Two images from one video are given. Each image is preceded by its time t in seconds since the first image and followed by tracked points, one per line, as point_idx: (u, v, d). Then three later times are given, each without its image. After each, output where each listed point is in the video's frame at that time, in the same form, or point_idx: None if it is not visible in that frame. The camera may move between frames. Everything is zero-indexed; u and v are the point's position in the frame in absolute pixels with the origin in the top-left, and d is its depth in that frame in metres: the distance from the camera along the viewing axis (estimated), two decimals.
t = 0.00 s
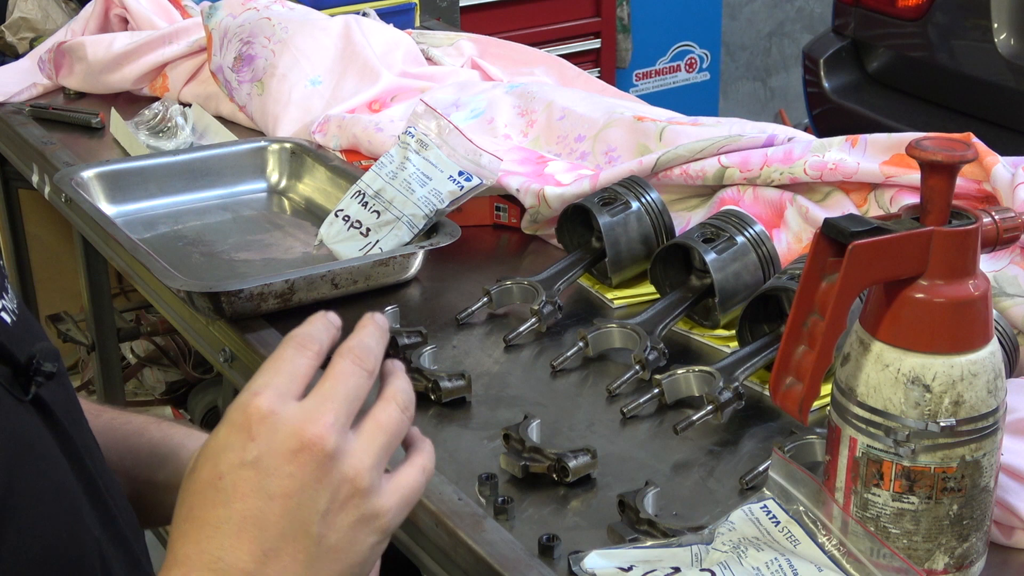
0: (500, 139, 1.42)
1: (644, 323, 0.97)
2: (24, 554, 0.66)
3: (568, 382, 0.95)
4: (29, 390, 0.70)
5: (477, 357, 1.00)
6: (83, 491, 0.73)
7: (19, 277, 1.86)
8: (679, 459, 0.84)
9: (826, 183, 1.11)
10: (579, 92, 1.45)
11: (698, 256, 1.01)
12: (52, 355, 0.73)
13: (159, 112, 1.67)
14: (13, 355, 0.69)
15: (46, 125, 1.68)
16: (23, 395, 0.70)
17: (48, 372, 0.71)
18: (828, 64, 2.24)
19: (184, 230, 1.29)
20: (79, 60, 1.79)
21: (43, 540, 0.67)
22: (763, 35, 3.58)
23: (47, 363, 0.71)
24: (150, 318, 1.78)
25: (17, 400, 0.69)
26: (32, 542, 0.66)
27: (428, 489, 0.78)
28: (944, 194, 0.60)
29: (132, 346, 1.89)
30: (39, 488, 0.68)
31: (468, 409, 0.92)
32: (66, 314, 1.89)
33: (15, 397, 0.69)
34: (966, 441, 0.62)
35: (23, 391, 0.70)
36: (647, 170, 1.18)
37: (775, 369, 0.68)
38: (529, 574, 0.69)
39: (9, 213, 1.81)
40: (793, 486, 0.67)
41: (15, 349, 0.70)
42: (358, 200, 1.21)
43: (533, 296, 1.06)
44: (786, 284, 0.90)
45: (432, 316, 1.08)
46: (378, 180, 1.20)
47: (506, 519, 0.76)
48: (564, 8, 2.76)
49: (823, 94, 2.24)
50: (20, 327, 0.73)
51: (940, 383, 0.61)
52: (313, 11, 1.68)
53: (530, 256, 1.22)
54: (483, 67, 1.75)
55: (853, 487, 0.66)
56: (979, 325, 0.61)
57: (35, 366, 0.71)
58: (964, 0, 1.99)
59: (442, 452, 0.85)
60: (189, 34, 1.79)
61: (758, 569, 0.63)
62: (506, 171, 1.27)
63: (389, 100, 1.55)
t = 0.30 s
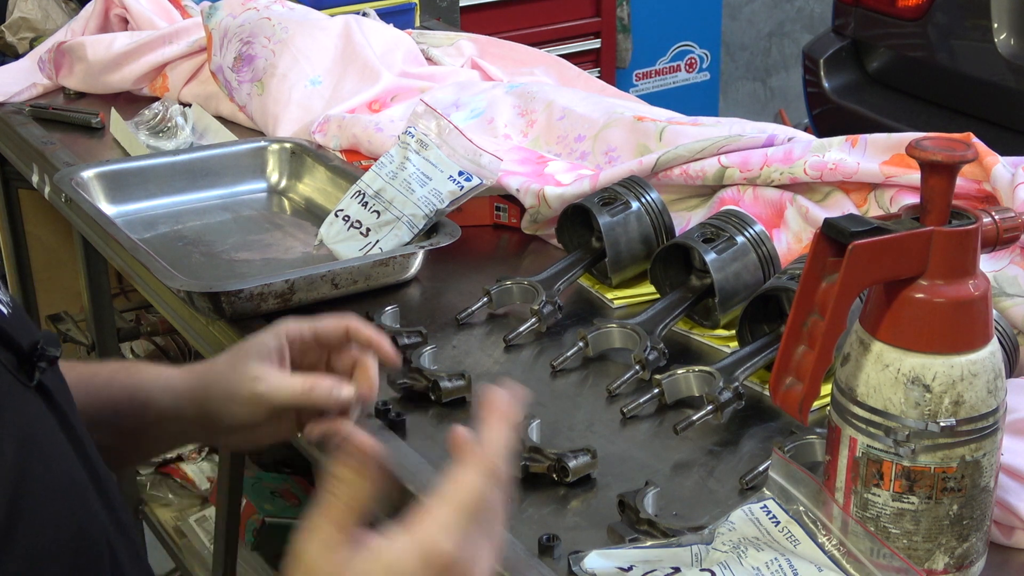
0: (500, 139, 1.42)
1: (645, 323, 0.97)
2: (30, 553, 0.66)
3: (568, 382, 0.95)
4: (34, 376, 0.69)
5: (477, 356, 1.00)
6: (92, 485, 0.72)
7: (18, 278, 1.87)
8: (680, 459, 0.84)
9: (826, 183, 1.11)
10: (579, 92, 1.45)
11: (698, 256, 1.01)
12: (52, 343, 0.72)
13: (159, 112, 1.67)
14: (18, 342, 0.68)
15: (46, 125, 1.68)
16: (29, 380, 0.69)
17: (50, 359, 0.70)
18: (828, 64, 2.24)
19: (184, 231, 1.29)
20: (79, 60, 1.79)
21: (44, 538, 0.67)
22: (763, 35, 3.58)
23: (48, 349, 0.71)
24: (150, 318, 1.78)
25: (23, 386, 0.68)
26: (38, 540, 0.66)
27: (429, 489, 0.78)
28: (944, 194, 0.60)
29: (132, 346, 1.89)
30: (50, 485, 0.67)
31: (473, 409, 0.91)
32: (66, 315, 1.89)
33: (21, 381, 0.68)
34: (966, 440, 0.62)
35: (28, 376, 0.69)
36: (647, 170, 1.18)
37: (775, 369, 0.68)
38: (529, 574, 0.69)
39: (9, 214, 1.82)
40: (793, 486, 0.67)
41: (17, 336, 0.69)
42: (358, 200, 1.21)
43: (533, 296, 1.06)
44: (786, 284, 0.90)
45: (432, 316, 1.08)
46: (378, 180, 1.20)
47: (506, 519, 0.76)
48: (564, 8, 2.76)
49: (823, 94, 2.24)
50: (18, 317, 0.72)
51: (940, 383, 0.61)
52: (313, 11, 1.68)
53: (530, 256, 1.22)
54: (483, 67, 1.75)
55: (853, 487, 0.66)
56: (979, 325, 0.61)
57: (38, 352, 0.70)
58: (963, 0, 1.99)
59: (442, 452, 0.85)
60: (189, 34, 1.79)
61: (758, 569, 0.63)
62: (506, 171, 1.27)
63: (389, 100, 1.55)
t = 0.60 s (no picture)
0: (500, 139, 1.42)
1: (645, 323, 0.97)
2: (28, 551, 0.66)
3: (568, 382, 0.95)
4: (31, 345, 0.69)
5: (477, 356, 1.00)
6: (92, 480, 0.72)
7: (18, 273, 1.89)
8: (679, 459, 0.84)
9: (826, 183, 1.11)
10: (579, 92, 1.45)
11: (698, 256, 1.01)
12: (50, 310, 0.71)
13: (159, 112, 1.67)
14: (14, 314, 0.67)
15: (46, 125, 1.68)
16: (26, 350, 0.68)
17: (48, 328, 0.69)
18: (828, 63, 2.24)
19: (185, 230, 1.29)
20: (79, 60, 1.79)
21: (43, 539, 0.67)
22: (763, 36, 3.58)
23: (46, 318, 0.69)
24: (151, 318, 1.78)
25: (21, 357, 0.68)
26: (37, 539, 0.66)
27: (429, 489, 0.78)
28: (944, 194, 0.60)
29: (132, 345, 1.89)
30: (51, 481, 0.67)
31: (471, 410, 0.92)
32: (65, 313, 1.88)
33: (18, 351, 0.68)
34: (965, 440, 0.62)
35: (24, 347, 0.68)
36: (647, 170, 1.18)
37: (774, 369, 0.68)
38: (529, 574, 0.69)
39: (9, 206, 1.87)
40: (792, 486, 0.67)
41: (15, 306, 0.68)
42: (358, 200, 1.21)
43: (533, 296, 1.06)
44: (786, 284, 0.90)
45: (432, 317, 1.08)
46: (378, 180, 1.20)
47: (506, 519, 0.76)
48: (564, 8, 2.76)
49: (823, 94, 2.24)
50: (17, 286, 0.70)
51: (940, 383, 0.61)
52: (313, 11, 1.68)
53: (530, 256, 1.22)
54: (483, 67, 1.75)
55: (853, 487, 0.66)
56: (979, 324, 0.61)
57: (35, 322, 0.69)
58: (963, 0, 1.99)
59: (442, 452, 0.85)
60: (189, 34, 1.79)
61: (759, 569, 0.63)
62: (506, 171, 1.27)
63: (389, 100, 1.55)
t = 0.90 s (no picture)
0: (500, 139, 1.42)
1: (645, 323, 0.97)
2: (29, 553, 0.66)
3: (568, 382, 0.95)
4: (37, 330, 0.70)
5: (477, 356, 1.00)
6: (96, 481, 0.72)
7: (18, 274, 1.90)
8: (679, 458, 0.84)
9: (826, 183, 1.11)
10: (579, 92, 1.45)
11: (698, 256, 1.01)
12: (60, 297, 0.73)
13: (158, 112, 1.67)
14: (20, 297, 0.69)
15: (46, 125, 1.68)
16: (32, 334, 0.69)
17: (54, 314, 0.71)
18: (828, 63, 2.24)
19: (184, 230, 1.29)
20: (79, 60, 1.79)
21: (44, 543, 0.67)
22: (763, 36, 3.58)
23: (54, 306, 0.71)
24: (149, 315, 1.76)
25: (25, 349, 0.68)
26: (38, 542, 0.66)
27: (429, 489, 0.78)
28: (944, 194, 0.60)
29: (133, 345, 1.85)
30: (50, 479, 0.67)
31: (471, 410, 0.91)
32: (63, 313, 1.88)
33: (23, 335, 0.69)
34: (965, 440, 0.62)
35: (31, 330, 0.70)
36: (647, 170, 1.18)
37: (774, 369, 0.68)
38: (529, 574, 0.69)
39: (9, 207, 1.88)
40: (793, 486, 0.67)
41: (23, 291, 0.70)
42: (358, 200, 1.21)
43: (533, 296, 1.06)
44: (786, 284, 0.90)
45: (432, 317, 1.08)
46: (378, 179, 1.20)
47: (506, 519, 0.76)
48: (564, 8, 2.76)
49: (823, 94, 2.25)
50: (36, 271, 0.73)
51: (940, 383, 0.61)
52: (313, 11, 1.68)
53: (530, 256, 1.22)
54: (483, 67, 1.75)
55: (853, 487, 0.66)
56: (979, 325, 0.61)
57: (40, 308, 0.70)
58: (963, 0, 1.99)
59: (442, 452, 0.85)
60: (189, 34, 1.78)
61: (759, 569, 0.63)
62: (506, 171, 1.27)
63: (389, 100, 1.55)
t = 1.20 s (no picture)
0: (500, 139, 1.42)
1: (645, 323, 0.97)
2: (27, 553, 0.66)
3: (568, 382, 0.95)
4: (38, 322, 0.73)
5: (477, 357, 1.00)
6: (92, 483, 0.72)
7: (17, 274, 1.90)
8: (679, 459, 0.83)
9: (827, 183, 1.11)
10: (579, 92, 1.45)
11: (698, 256, 1.01)
12: (63, 291, 0.76)
13: (159, 112, 1.67)
14: (22, 288, 0.72)
15: (46, 125, 1.68)
16: (33, 326, 0.72)
17: (55, 306, 0.74)
18: (828, 63, 2.24)
19: (184, 230, 1.30)
20: (79, 60, 1.79)
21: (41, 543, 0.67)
22: (763, 36, 3.58)
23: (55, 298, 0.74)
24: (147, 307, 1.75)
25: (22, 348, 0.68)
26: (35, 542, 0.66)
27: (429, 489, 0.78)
28: (944, 194, 0.60)
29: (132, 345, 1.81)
30: (43, 477, 0.68)
31: (472, 410, 0.91)
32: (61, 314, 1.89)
33: (24, 327, 0.71)
34: (966, 440, 0.62)
35: (33, 321, 0.72)
36: (647, 170, 1.18)
37: (775, 369, 0.68)
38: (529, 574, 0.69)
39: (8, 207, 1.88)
40: (793, 486, 0.68)
41: (27, 284, 0.73)
42: (358, 200, 1.21)
43: (533, 296, 1.06)
44: (786, 284, 0.90)
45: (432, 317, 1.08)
46: (378, 179, 1.20)
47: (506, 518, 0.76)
48: (564, 8, 2.76)
49: (823, 94, 2.25)
50: (47, 266, 0.77)
51: (940, 383, 0.61)
52: (313, 11, 1.68)
53: (530, 256, 1.22)
54: (483, 67, 1.75)
55: (854, 487, 0.66)
56: (979, 325, 0.61)
57: (42, 300, 0.73)
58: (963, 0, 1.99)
59: (442, 452, 0.85)
60: (189, 34, 1.78)
61: (758, 569, 0.63)
62: (506, 171, 1.27)
63: (389, 100, 1.55)
